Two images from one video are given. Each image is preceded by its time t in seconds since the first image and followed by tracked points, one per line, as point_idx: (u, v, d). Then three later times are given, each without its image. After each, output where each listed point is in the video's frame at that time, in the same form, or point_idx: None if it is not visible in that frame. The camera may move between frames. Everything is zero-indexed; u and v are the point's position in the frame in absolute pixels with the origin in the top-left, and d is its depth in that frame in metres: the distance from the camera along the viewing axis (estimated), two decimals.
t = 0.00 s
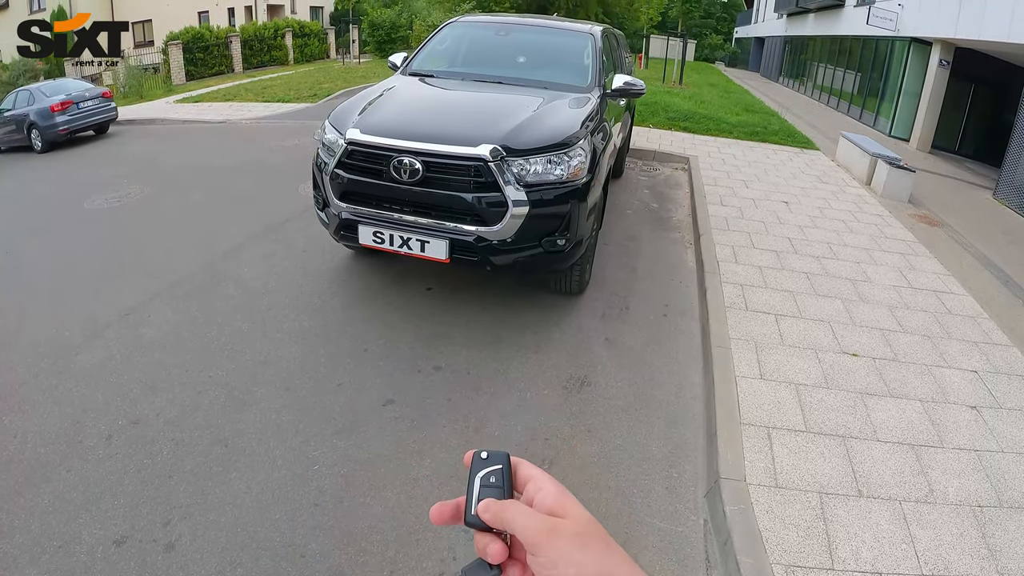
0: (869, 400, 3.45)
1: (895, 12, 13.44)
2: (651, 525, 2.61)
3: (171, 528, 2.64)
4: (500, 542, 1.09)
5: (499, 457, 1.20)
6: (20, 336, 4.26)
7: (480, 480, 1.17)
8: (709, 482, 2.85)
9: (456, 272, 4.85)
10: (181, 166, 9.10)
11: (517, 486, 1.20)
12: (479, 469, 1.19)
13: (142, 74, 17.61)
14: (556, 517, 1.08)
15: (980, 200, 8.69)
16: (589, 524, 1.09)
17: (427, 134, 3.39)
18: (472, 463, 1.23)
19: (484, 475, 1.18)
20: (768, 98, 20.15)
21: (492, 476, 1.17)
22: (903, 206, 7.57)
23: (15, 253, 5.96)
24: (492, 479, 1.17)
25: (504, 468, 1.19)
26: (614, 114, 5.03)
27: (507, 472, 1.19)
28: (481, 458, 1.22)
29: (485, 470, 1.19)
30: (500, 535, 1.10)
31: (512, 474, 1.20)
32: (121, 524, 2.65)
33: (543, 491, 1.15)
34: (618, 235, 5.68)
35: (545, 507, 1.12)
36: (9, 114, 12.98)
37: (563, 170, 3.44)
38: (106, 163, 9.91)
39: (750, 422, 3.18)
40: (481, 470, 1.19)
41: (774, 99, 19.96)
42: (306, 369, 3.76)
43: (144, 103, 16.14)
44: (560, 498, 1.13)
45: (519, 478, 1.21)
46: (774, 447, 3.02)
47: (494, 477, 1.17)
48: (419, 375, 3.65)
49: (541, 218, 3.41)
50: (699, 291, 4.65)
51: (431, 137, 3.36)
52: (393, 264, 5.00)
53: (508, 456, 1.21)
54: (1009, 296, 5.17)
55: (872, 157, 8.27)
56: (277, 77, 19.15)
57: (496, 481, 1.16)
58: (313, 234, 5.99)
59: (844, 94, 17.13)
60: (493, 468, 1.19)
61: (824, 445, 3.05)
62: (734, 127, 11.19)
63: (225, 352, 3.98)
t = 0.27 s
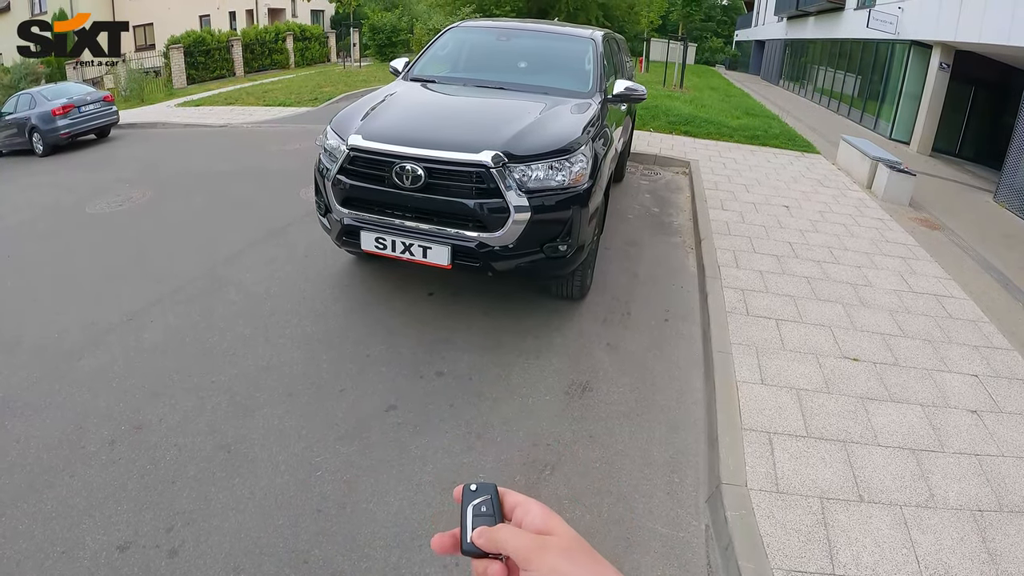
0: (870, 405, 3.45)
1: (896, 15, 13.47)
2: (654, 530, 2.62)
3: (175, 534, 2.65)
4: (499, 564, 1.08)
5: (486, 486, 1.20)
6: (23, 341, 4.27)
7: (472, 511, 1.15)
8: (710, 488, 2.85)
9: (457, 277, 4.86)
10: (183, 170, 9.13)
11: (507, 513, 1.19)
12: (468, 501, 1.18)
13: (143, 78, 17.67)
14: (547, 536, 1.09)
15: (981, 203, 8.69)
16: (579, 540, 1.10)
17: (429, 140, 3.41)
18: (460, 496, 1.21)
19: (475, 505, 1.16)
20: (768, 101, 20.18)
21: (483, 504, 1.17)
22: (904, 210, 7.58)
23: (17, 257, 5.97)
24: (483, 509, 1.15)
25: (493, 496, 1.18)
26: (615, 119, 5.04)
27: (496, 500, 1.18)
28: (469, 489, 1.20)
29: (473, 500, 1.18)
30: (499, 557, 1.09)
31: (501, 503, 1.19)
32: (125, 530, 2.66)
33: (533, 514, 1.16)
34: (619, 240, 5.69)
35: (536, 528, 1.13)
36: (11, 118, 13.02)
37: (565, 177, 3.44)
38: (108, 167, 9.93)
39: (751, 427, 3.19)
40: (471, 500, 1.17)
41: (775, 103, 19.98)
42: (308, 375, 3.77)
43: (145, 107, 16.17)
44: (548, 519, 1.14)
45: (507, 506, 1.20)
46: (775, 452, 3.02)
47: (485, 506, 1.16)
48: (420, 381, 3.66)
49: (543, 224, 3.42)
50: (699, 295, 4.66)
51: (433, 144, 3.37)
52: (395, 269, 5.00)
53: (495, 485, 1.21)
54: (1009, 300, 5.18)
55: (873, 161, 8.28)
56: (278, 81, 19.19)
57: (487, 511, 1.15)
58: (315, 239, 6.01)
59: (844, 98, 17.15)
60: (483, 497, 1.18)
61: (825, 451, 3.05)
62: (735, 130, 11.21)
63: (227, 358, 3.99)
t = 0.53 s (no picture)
0: (870, 407, 3.46)
1: (895, 18, 13.50)
2: (655, 532, 2.63)
3: (176, 535, 2.66)
4: (488, 563, 1.09)
5: (478, 483, 1.20)
6: (25, 343, 4.28)
7: (462, 508, 1.16)
8: (710, 490, 2.86)
9: (458, 279, 4.87)
10: (184, 173, 9.15)
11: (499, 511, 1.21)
12: (460, 499, 1.18)
13: (144, 81, 17.74)
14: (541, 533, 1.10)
15: (981, 205, 8.70)
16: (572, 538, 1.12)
17: (430, 143, 3.42)
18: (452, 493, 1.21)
19: (465, 502, 1.17)
20: (768, 104, 20.21)
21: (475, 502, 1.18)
22: (904, 213, 7.59)
23: (19, 260, 5.99)
24: (472, 506, 1.16)
25: (484, 494, 1.19)
26: (615, 122, 5.05)
27: (487, 498, 1.19)
28: (461, 486, 1.21)
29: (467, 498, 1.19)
30: (488, 557, 1.09)
31: (492, 501, 1.20)
32: (127, 531, 2.67)
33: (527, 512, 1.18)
34: (619, 242, 5.70)
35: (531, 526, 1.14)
36: (12, 120, 13.06)
37: (565, 179, 3.45)
38: (109, 170, 9.96)
39: (752, 429, 3.19)
40: (461, 497, 1.18)
41: (775, 105, 20.01)
42: (309, 377, 3.78)
43: (146, 109, 16.21)
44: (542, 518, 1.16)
45: (498, 503, 1.22)
46: (776, 454, 3.02)
47: (476, 503, 1.16)
48: (421, 383, 3.66)
49: (543, 226, 3.42)
50: (700, 297, 4.66)
51: (433, 147, 3.39)
52: (396, 272, 5.02)
53: (486, 483, 1.22)
54: (1009, 301, 5.19)
55: (873, 163, 8.29)
56: (279, 83, 19.24)
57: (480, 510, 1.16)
58: (316, 242, 6.02)
59: (844, 100, 17.17)
60: (474, 495, 1.18)
61: (825, 452, 3.06)
62: (735, 133, 11.23)
63: (228, 360, 4.00)
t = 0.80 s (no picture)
0: (870, 408, 3.46)
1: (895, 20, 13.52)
2: (655, 534, 2.63)
3: (177, 536, 2.67)
4: (489, 560, 1.10)
5: (479, 480, 1.22)
6: (25, 345, 4.29)
7: (463, 504, 1.17)
8: (711, 492, 2.86)
9: (458, 281, 4.87)
10: (184, 176, 9.17)
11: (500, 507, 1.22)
12: (460, 494, 1.20)
13: (145, 83, 17.78)
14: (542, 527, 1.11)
15: (981, 207, 8.71)
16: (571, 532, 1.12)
17: (429, 146, 3.43)
18: (454, 490, 1.24)
19: (466, 499, 1.18)
20: (768, 106, 20.23)
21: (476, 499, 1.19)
22: (903, 215, 7.60)
23: (20, 262, 6.00)
24: (473, 502, 1.17)
25: (485, 490, 1.20)
26: (615, 124, 5.05)
27: (488, 494, 1.20)
28: (462, 482, 1.23)
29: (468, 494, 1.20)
30: (489, 554, 1.10)
31: (494, 496, 1.22)
32: (128, 531, 2.68)
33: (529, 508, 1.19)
34: (619, 244, 5.71)
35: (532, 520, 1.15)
36: (12, 123, 13.08)
37: (566, 181, 3.45)
38: (109, 173, 9.97)
39: (751, 430, 3.19)
40: (462, 494, 1.20)
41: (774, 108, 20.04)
42: (310, 379, 3.79)
43: (146, 112, 16.25)
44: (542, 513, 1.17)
45: (500, 500, 1.23)
46: (776, 455, 3.03)
47: (476, 499, 1.18)
48: (421, 385, 3.67)
49: (543, 229, 3.42)
50: (700, 298, 4.66)
51: (433, 149, 3.40)
52: (396, 274, 5.02)
53: (487, 479, 1.23)
54: (1009, 303, 5.19)
55: (873, 165, 8.30)
56: (279, 86, 19.27)
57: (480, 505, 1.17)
58: (316, 244, 6.03)
59: (844, 102, 17.20)
60: (475, 490, 1.20)
61: (825, 453, 3.06)
62: (734, 135, 11.25)
63: (228, 362, 4.01)
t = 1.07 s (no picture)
0: (870, 409, 3.46)
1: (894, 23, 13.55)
2: (655, 536, 2.64)
3: (178, 538, 2.67)
4: None
5: (484, 500, 1.20)
6: (26, 348, 4.30)
7: (471, 526, 1.16)
8: (711, 494, 2.86)
9: (458, 283, 4.87)
10: (185, 179, 9.18)
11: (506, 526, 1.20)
12: (467, 516, 1.19)
13: (145, 86, 17.80)
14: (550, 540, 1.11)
15: (980, 208, 8.72)
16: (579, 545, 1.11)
17: (429, 149, 3.44)
18: (459, 512, 1.22)
19: (474, 521, 1.17)
20: (767, 109, 20.26)
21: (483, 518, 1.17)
22: (903, 217, 7.61)
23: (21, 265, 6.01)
24: (481, 525, 1.15)
25: (491, 510, 1.19)
26: (614, 127, 5.06)
27: (495, 514, 1.19)
28: (468, 505, 1.22)
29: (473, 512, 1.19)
30: None
31: (499, 514, 1.20)
32: (129, 533, 2.69)
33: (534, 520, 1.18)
34: (619, 246, 5.71)
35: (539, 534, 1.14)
36: (13, 125, 13.11)
37: (565, 184, 3.44)
38: (110, 176, 9.99)
39: (751, 431, 3.19)
40: (469, 516, 1.18)
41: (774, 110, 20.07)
42: (310, 382, 3.79)
43: (147, 115, 16.27)
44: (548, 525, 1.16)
45: (505, 516, 1.21)
46: (776, 457, 3.03)
47: (485, 521, 1.16)
48: (421, 387, 3.67)
49: (543, 231, 3.42)
50: (700, 300, 4.66)
51: (433, 152, 3.40)
52: (396, 276, 5.03)
53: (493, 499, 1.22)
54: (1008, 304, 5.20)
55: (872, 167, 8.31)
56: (279, 89, 19.30)
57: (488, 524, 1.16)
58: (316, 247, 6.04)
59: (843, 104, 17.23)
60: (481, 512, 1.18)
61: (826, 455, 3.06)
62: (734, 138, 11.26)
63: (229, 365, 4.01)
